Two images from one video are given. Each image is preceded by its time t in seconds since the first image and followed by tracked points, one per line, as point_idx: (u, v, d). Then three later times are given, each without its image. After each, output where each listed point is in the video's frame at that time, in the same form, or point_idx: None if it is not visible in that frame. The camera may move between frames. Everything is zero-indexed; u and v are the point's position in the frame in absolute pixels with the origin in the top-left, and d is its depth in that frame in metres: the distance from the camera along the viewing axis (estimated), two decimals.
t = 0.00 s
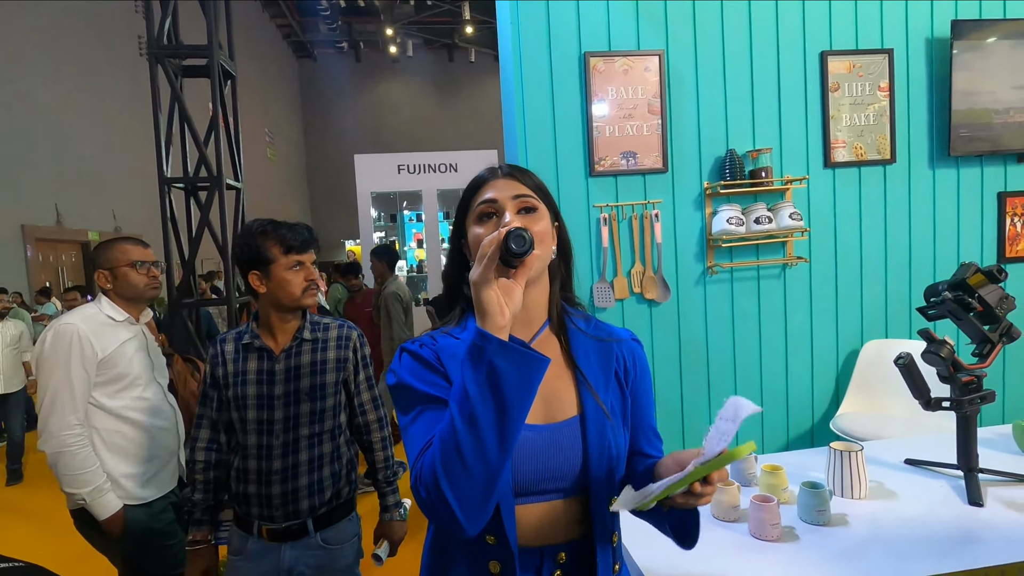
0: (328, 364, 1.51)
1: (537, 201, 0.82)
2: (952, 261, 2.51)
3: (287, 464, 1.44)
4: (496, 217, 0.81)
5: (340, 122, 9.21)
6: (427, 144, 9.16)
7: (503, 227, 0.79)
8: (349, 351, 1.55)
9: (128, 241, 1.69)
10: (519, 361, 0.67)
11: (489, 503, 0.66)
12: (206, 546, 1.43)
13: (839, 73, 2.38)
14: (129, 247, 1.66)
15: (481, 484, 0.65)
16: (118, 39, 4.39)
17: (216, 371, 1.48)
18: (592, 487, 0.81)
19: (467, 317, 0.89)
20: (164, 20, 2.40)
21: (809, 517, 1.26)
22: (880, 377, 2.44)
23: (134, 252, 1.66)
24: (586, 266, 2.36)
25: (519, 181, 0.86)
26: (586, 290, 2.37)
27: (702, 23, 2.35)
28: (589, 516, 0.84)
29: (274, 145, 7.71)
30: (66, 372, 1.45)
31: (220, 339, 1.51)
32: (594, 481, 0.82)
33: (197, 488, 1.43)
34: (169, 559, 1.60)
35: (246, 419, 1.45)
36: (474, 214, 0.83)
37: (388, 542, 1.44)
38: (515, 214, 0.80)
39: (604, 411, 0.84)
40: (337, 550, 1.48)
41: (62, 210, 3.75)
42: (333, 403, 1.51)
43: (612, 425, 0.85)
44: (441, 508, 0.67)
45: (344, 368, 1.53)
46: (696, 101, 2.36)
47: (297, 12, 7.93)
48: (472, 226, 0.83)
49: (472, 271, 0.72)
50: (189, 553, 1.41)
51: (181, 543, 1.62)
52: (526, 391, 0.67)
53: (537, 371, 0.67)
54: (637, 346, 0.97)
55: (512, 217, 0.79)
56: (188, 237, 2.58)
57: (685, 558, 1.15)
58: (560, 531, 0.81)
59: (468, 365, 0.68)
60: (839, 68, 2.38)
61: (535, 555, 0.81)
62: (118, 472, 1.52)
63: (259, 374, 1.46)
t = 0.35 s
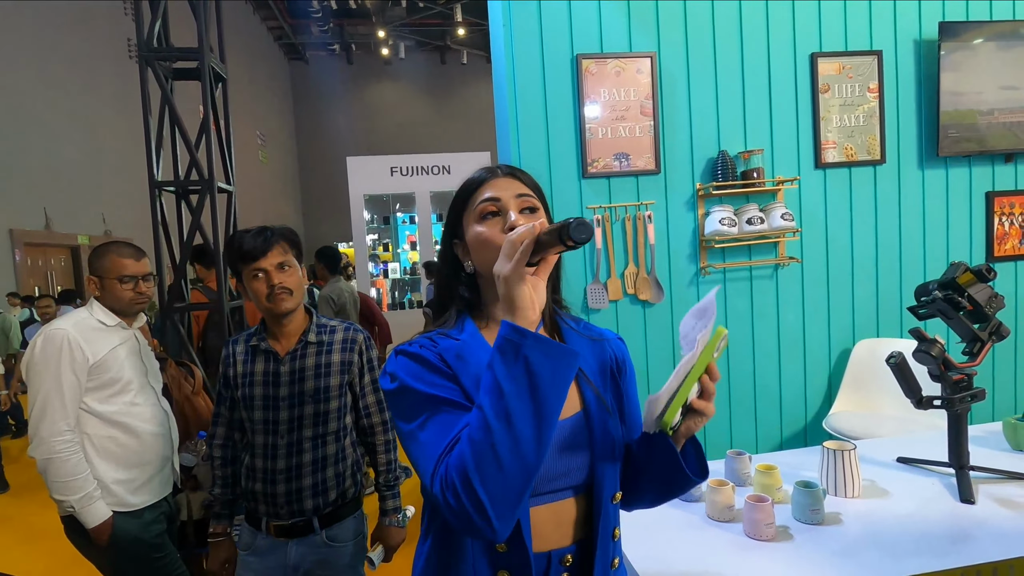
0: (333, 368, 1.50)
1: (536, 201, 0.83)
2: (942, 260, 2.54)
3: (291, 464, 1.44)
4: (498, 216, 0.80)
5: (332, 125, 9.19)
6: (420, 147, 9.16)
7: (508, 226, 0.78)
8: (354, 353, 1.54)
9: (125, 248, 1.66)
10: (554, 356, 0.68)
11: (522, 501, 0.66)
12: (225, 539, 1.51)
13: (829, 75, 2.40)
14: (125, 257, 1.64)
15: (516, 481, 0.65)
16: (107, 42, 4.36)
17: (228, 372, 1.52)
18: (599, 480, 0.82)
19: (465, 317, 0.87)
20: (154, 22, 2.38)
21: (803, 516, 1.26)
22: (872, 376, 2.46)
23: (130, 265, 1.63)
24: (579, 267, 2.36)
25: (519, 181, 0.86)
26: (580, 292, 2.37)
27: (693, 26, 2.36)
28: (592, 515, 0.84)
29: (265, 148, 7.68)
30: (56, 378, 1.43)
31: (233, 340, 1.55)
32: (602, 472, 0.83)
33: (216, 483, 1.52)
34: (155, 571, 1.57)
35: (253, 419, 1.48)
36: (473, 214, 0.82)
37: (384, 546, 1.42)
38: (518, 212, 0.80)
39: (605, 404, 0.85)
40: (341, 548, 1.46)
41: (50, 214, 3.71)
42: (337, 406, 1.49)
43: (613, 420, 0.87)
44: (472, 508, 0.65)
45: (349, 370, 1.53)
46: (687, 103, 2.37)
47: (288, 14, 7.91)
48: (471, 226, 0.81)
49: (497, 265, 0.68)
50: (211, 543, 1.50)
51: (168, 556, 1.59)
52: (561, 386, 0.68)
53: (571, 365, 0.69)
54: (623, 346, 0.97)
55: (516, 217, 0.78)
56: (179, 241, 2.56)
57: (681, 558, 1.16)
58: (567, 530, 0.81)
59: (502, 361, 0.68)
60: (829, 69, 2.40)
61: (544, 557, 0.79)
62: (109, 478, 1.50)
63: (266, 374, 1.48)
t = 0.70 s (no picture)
0: (327, 369, 1.50)
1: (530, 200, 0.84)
2: (937, 259, 2.55)
3: (286, 465, 1.44)
4: (500, 217, 0.79)
5: (329, 125, 9.18)
6: (417, 147, 9.15)
7: (517, 227, 0.79)
8: (349, 354, 1.53)
9: (123, 255, 1.57)
10: (619, 346, 0.71)
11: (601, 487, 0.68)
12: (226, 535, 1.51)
13: (824, 75, 2.41)
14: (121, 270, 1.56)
15: (601, 470, 0.67)
16: (103, 43, 4.35)
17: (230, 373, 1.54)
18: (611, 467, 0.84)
19: (459, 320, 0.84)
20: (149, 23, 2.37)
21: (797, 516, 1.26)
22: (867, 375, 2.46)
23: (121, 284, 1.57)
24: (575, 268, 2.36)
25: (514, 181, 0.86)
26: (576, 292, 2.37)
27: (689, 27, 2.37)
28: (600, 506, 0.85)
29: (262, 149, 7.67)
30: (44, 385, 1.41)
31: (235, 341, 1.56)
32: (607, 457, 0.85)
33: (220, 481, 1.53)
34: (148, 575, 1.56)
35: (251, 419, 1.49)
36: (472, 213, 0.79)
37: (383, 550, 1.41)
38: (519, 214, 0.81)
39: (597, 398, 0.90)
40: (340, 549, 1.45)
41: (46, 216, 3.70)
42: (333, 407, 1.49)
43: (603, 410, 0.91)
44: (566, 503, 0.65)
45: (344, 371, 1.52)
46: (683, 104, 2.38)
47: (285, 15, 7.90)
48: (472, 225, 0.79)
49: (556, 264, 0.69)
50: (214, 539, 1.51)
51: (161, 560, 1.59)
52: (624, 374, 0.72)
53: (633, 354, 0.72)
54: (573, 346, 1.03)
55: (522, 218, 0.80)
56: (175, 242, 2.55)
57: (676, 557, 1.16)
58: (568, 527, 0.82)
59: (577, 354, 0.68)
60: (824, 70, 2.41)
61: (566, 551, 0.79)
62: (101, 483, 1.50)
63: (262, 376, 1.49)
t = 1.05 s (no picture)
0: (321, 372, 1.50)
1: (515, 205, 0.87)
2: (931, 261, 2.56)
3: (280, 469, 1.44)
4: (504, 220, 0.81)
5: (327, 127, 9.18)
6: (415, 149, 9.16)
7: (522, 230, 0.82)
8: (343, 358, 1.53)
9: (118, 264, 1.54)
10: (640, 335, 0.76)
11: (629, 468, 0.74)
12: (216, 541, 1.53)
13: (819, 79, 2.42)
14: (115, 280, 1.54)
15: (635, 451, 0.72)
16: (99, 46, 4.34)
17: (222, 377, 1.53)
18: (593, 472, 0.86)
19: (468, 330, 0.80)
20: (144, 26, 2.37)
21: (791, 518, 1.27)
22: (862, 377, 2.47)
23: (112, 295, 1.54)
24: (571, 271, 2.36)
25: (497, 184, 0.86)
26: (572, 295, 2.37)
27: (683, 30, 2.38)
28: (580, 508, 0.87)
29: (259, 151, 7.67)
30: (33, 394, 1.41)
31: (226, 346, 1.55)
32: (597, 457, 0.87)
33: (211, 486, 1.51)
34: None
35: (243, 423, 1.48)
36: (480, 217, 0.79)
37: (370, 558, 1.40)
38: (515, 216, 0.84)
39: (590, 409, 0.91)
40: (333, 553, 1.46)
41: (42, 219, 3.69)
42: (326, 410, 1.49)
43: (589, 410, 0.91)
44: (613, 490, 0.69)
45: (338, 375, 1.52)
46: (678, 106, 2.38)
47: (282, 17, 7.91)
48: (482, 229, 0.79)
49: (589, 265, 0.73)
50: (203, 546, 1.52)
51: (157, 562, 1.60)
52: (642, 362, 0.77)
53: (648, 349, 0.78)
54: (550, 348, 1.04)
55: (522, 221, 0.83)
56: (170, 244, 2.55)
57: (670, 560, 1.17)
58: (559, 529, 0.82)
59: (610, 347, 0.72)
60: (819, 73, 2.42)
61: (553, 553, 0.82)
62: (96, 489, 1.51)
63: (255, 380, 1.49)
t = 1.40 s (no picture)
0: (321, 370, 1.50)
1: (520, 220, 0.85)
2: (931, 261, 2.55)
3: (279, 468, 1.44)
4: (504, 238, 0.80)
5: (327, 126, 9.18)
6: (415, 147, 9.15)
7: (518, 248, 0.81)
8: (342, 356, 1.54)
9: (108, 263, 1.53)
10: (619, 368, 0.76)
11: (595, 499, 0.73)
12: (212, 543, 1.50)
13: (819, 77, 2.42)
14: (102, 279, 1.52)
15: (600, 486, 0.73)
16: (99, 44, 4.34)
17: (219, 376, 1.52)
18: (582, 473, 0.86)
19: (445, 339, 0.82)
20: (144, 25, 2.37)
21: (791, 518, 1.27)
22: (862, 377, 2.47)
23: (95, 295, 1.52)
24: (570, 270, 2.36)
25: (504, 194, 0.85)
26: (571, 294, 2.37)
27: (684, 29, 2.37)
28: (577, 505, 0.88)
29: (259, 149, 7.66)
30: (26, 394, 1.41)
31: (224, 343, 1.54)
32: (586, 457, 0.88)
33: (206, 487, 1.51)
34: None
35: (242, 421, 1.48)
36: (480, 233, 0.78)
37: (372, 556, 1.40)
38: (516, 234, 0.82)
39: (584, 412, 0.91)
40: (332, 552, 1.46)
41: (42, 217, 3.69)
42: (326, 408, 1.49)
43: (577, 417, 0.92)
44: (573, 527, 0.70)
45: (338, 373, 1.52)
46: (678, 105, 2.38)
47: (282, 15, 7.90)
48: (479, 246, 0.78)
49: (575, 296, 0.74)
50: (198, 548, 1.49)
51: (152, 563, 1.60)
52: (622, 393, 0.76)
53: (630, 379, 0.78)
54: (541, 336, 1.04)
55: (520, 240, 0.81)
56: (170, 242, 2.55)
57: (669, 559, 1.17)
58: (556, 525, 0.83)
59: (585, 378, 0.73)
60: (819, 72, 2.42)
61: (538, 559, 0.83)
62: (90, 489, 1.51)
63: (254, 378, 1.48)
